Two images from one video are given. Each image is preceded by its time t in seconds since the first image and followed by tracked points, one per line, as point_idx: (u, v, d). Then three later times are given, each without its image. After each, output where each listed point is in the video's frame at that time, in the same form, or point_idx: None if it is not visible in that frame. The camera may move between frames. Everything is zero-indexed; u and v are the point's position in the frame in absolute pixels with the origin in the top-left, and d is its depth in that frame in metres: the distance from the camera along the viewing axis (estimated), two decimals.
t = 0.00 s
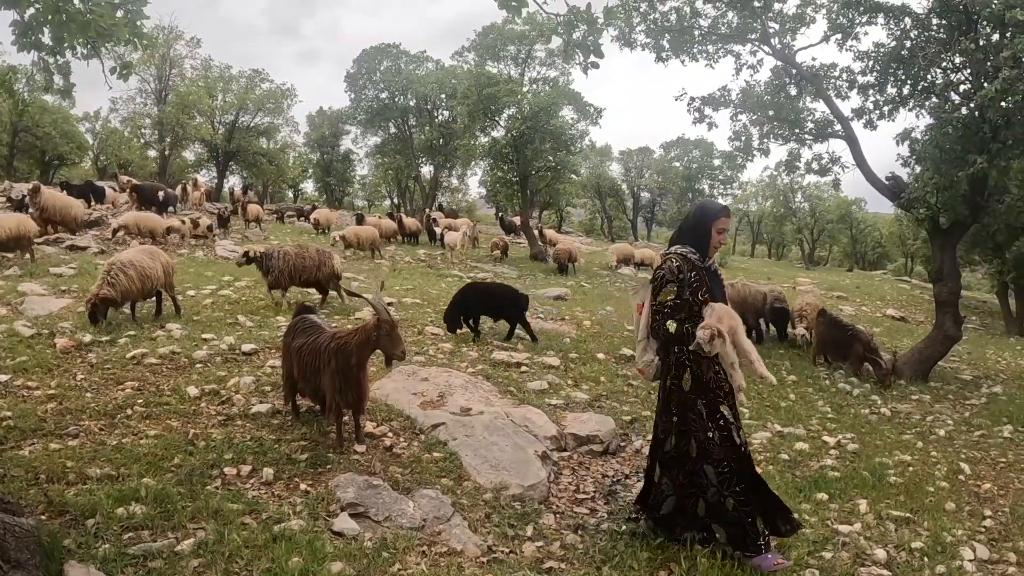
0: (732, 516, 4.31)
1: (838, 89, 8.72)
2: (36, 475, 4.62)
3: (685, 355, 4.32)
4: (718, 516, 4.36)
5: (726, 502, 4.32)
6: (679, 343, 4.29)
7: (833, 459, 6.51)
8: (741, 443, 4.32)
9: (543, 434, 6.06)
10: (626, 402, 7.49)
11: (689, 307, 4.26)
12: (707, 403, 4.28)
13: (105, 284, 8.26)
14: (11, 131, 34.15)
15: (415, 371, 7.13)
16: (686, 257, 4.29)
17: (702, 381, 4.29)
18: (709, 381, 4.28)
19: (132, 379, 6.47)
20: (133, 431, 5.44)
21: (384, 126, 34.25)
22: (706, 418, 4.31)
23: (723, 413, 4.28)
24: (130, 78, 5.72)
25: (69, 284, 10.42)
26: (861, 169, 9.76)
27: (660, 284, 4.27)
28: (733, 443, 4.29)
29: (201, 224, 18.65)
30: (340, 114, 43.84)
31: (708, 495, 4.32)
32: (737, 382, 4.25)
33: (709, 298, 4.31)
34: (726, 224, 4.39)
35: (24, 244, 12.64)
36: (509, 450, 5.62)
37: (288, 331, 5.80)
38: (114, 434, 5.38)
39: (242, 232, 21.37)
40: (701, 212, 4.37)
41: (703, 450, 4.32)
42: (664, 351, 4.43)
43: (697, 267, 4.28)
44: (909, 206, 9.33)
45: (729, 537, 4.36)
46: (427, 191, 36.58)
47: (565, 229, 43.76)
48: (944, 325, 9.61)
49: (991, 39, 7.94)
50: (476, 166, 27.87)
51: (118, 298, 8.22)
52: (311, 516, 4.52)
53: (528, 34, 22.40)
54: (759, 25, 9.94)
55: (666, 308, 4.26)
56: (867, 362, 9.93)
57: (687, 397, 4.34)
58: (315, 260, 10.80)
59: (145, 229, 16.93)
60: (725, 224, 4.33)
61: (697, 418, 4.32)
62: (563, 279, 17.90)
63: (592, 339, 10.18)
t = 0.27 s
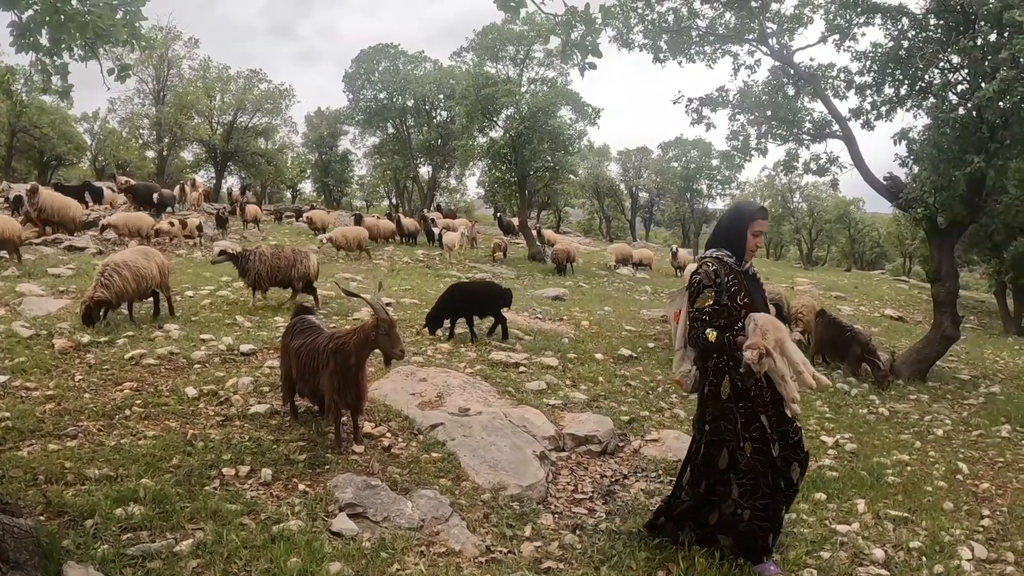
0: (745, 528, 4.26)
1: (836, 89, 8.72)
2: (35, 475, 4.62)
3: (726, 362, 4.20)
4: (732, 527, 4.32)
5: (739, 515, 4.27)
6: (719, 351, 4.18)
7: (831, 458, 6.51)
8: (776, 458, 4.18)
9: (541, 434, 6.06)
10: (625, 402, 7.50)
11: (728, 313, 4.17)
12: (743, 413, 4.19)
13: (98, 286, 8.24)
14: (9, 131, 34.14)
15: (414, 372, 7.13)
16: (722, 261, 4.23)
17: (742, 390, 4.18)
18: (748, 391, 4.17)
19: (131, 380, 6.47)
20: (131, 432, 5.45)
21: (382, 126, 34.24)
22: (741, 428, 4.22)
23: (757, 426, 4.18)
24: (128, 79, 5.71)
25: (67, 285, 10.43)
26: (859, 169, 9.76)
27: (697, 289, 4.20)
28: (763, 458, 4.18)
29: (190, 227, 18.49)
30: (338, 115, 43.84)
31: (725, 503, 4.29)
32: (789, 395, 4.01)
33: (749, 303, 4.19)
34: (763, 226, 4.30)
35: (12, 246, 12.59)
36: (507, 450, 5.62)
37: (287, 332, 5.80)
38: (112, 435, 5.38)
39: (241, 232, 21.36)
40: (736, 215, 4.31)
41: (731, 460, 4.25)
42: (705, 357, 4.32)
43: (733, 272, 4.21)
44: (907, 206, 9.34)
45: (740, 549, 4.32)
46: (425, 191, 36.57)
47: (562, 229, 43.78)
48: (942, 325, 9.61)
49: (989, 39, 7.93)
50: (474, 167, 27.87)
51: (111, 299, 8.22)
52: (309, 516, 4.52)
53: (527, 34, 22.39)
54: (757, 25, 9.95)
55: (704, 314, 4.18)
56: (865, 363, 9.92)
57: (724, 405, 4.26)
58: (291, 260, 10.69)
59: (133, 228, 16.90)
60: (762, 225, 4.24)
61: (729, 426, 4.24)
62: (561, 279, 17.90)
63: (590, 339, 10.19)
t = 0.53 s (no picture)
0: (770, 548, 4.07)
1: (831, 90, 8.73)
2: (32, 476, 4.61)
3: (758, 373, 4.10)
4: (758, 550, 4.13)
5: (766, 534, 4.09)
6: (753, 360, 4.10)
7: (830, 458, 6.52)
8: (806, 478, 3.94)
9: (539, 434, 6.08)
10: (622, 402, 7.51)
11: (765, 322, 4.07)
12: (769, 428, 4.04)
13: (92, 286, 8.23)
14: (5, 132, 34.08)
15: (412, 372, 7.13)
16: (759, 269, 4.15)
17: (770, 404, 4.06)
18: (775, 405, 4.03)
19: (128, 380, 6.47)
20: (130, 432, 5.45)
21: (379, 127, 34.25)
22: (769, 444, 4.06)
23: (783, 444, 4.00)
24: (126, 79, 5.69)
25: (64, 285, 10.42)
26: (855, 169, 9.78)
27: (731, 296, 4.17)
28: (792, 478, 3.97)
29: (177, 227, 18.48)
30: (335, 116, 43.88)
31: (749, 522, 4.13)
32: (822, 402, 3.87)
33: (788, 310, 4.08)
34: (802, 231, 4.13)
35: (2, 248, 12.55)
36: (505, 451, 5.63)
37: (284, 332, 5.80)
38: (110, 436, 5.38)
39: (237, 233, 21.35)
40: (774, 221, 4.18)
41: (756, 477, 4.11)
42: (738, 369, 4.23)
43: (771, 280, 4.10)
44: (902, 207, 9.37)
45: (767, 572, 4.11)
46: (422, 192, 36.60)
47: (559, 230, 43.82)
48: (939, 325, 9.62)
49: (985, 41, 7.96)
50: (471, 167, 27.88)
51: (106, 299, 8.22)
52: (307, 517, 4.52)
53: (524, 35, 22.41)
54: (753, 26, 9.96)
55: (739, 322, 4.13)
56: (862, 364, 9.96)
57: (752, 420, 4.14)
58: (265, 260, 10.52)
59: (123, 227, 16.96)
60: (799, 230, 4.08)
61: (757, 441, 4.10)
62: (558, 280, 17.92)
63: (586, 340, 10.20)
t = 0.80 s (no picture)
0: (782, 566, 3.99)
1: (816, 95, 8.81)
2: (19, 479, 4.59)
3: (779, 392, 3.94)
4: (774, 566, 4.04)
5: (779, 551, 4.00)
6: (773, 379, 3.97)
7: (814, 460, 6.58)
8: (828, 501, 3.74)
9: (526, 437, 6.11)
10: (608, 405, 7.55)
11: (785, 341, 3.93)
12: (791, 448, 3.88)
13: (75, 288, 8.19)
14: None
15: (398, 375, 7.13)
16: (780, 286, 4.00)
17: (791, 423, 3.88)
18: (796, 426, 3.85)
19: (115, 383, 6.44)
20: (117, 435, 5.43)
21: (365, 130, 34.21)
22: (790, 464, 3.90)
23: (805, 463, 3.81)
24: (112, 80, 5.66)
25: (48, 288, 10.34)
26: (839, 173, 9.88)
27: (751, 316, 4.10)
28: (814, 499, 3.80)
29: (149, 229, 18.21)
30: (320, 118, 43.81)
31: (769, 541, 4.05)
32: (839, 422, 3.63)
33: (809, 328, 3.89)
34: (824, 242, 3.85)
35: None
36: (492, 453, 5.65)
37: (271, 335, 5.81)
38: (97, 439, 5.36)
39: (223, 235, 21.25)
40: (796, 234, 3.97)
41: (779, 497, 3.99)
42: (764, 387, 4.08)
43: (792, 298, 3.94)
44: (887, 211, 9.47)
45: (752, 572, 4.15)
46: (408, 195, 36.58)
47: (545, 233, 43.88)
48: (924, 328, 9.71)
49: (968, 46, 8.06)
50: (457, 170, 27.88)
51: (90, 302, 8.18)
52: (296, 520, 4.52)
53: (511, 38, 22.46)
54: (739, 31, 10.04)
55: (758, 342, 4.03)
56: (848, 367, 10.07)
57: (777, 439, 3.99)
58: (231, 264, 10.29)
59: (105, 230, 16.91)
60: (817, 242, 3.82)
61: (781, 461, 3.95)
62: (543, 283, 17.98)
63: (572, 343, 10.24)
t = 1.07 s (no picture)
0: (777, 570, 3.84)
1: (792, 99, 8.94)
2: None
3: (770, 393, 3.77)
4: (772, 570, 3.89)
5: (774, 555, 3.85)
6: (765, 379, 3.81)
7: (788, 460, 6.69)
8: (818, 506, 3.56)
9: (503, 438, 6.16)
10: (585, 406, 7.62)
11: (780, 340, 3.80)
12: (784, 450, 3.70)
13: (49, 291, 8.16)
14: None
15: (376, 377, 7.16)
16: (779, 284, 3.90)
17: (785, 425, 3.69)
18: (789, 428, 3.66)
19: (91, 387, 6.42)
20: (93, 439, 5.42)
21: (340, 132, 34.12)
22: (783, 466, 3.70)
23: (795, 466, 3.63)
24: (90, 80, 5.63)
25: (22, 290, 10.25)
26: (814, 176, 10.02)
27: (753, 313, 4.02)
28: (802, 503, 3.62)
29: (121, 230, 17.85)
30: (297, 120, 43.66)
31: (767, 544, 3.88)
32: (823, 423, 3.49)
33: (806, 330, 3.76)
34: (815, 239, 3.71)
35: None
36: (470, 455, 5.70)
37: (249, 337, 5.83)
38: (73, 442, 5.34)
39: (199, 237, 21.08)
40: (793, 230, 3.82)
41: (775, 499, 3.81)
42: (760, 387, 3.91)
43: (792, 298, 3.81)
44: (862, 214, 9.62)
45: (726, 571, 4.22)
46: (384, 197, 36.57)
47: (520, 237, 43.93)
48: (898, 329, 9.86)
49: (942, 52, 8.21)
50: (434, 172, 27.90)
51: (65, 304, 8.16)
52: (274, 522, 4.55)
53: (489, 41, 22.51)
54: (716, 35, 10.15)
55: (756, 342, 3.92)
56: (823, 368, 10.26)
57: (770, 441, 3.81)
58: (191, 262, 10.41)
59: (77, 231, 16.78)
60: (802, 240, 3.71)
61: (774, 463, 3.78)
62: (519, 286, 18.07)
63: (548, 345, 10.30)
